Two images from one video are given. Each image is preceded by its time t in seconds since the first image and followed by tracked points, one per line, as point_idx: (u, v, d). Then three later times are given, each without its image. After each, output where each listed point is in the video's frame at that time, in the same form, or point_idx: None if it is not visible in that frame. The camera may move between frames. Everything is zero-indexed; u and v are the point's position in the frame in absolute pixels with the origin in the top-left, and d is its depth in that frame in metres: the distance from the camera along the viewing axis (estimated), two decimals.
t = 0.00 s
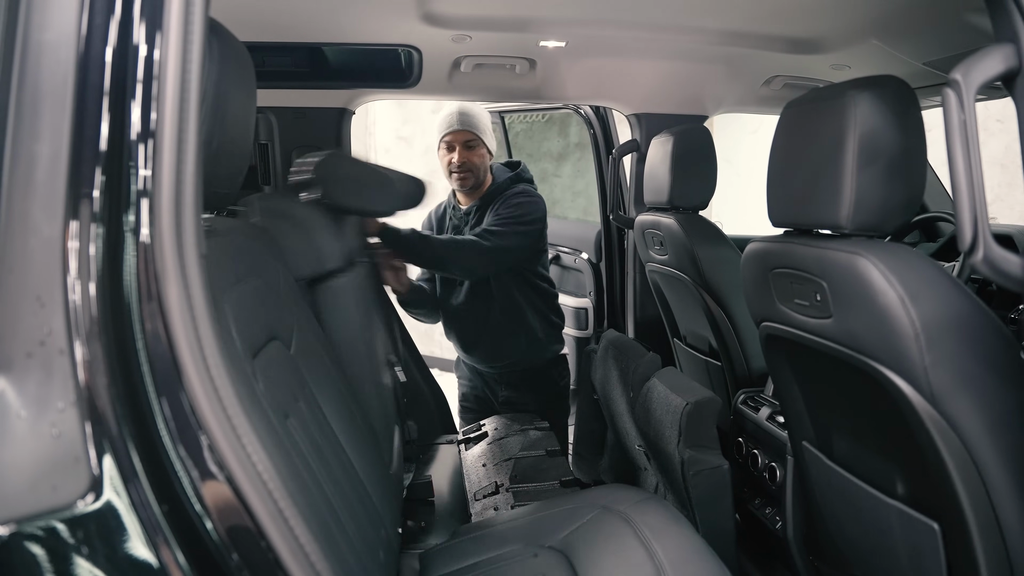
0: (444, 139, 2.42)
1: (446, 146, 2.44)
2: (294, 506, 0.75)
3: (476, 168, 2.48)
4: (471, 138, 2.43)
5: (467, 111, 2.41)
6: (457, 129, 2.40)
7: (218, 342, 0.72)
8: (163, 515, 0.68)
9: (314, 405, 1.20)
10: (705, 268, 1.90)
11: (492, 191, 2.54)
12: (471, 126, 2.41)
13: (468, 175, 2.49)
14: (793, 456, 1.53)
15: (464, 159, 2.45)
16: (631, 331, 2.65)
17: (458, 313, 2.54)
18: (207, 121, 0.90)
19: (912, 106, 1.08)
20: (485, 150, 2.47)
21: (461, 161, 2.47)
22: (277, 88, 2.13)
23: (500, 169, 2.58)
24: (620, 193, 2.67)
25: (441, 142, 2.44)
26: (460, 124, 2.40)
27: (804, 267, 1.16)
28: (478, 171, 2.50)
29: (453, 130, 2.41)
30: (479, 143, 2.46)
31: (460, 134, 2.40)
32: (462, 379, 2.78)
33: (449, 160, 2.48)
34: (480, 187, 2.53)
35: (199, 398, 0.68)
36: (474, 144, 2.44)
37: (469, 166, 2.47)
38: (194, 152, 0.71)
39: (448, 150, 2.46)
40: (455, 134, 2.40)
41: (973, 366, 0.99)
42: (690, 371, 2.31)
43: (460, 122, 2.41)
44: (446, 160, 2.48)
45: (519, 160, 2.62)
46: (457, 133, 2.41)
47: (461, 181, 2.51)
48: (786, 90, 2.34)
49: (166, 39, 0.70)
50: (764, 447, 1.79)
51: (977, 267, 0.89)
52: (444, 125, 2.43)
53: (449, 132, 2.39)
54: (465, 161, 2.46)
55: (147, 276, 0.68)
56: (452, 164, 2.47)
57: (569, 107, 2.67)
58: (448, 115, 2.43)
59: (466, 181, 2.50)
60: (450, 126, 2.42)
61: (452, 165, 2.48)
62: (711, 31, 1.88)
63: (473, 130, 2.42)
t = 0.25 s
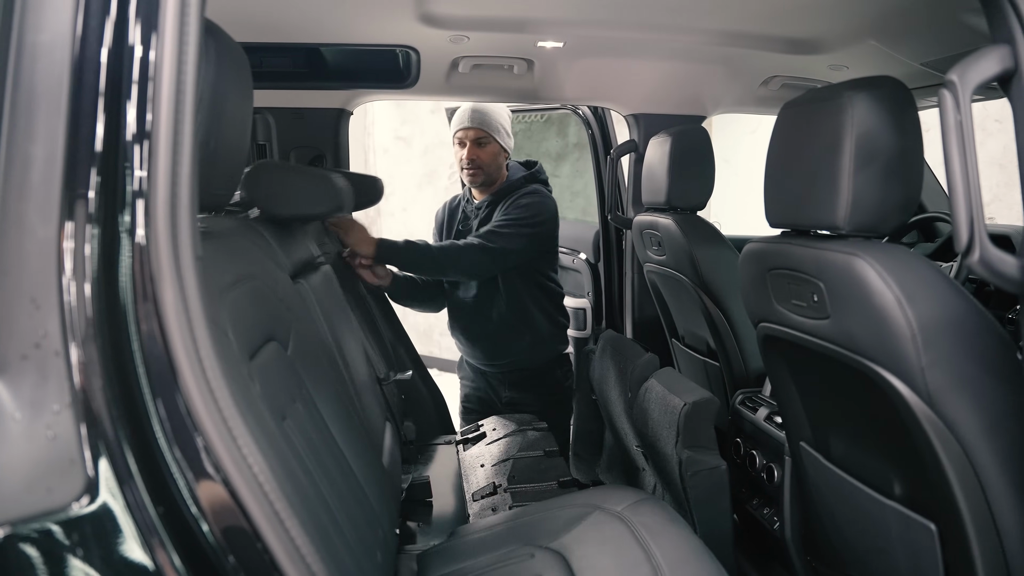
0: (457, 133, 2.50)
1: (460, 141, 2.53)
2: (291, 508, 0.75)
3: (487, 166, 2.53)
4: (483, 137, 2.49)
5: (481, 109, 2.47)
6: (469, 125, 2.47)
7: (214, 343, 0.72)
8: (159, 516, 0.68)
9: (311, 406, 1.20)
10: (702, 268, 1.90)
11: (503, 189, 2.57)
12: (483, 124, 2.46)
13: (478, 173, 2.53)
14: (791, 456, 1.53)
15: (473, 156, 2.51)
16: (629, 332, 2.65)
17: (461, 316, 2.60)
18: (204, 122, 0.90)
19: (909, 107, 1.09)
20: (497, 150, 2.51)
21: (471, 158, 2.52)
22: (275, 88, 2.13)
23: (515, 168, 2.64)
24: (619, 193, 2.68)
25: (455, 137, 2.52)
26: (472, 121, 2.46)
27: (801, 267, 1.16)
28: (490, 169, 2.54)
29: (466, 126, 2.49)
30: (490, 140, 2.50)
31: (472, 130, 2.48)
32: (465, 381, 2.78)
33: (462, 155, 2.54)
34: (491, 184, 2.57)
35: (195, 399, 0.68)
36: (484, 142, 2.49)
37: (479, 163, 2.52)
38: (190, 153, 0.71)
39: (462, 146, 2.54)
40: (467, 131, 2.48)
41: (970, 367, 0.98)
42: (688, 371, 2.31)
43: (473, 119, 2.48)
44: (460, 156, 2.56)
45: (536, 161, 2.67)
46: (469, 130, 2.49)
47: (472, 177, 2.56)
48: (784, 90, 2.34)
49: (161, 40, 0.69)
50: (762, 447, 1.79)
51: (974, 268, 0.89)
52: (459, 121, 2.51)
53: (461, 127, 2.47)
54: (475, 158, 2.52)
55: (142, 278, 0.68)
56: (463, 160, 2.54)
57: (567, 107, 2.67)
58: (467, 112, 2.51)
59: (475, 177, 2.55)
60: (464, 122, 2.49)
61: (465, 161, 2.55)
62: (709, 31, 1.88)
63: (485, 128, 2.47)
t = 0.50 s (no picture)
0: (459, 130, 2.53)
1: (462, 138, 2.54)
2: (284, 508, 0.75)
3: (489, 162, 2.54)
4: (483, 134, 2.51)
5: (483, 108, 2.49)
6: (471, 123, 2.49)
7: (208, 344, 0.72)
8: (153, 517, 0.68)
9: (307, 406, 1.20)
10: (699, 268, 1.90)
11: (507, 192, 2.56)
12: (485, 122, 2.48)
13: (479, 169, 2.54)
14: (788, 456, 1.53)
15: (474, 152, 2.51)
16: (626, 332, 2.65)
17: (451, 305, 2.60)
18: (200, 121, 0.90)
19: (905, 107, 1.09)
20: (501, 148, 2.52)
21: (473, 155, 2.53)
22: (273, 88, 2.13)
23: (521, 169, 2.63)
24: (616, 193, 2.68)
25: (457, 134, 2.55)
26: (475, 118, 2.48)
27: (797, 267, 1.16)
28: (491, 166, 2.55)
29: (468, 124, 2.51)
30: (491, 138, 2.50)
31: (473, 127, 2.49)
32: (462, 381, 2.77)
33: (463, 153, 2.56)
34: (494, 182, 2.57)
35: (189, 400, 0.68)
36: (485, 140, 2.50)
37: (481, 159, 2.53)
38: (184, 153, 0.71)
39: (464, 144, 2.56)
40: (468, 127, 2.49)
41: (966, 367, 0.99)
42: (685, 371, 2.31)
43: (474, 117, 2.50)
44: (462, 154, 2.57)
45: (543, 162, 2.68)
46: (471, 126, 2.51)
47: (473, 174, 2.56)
48: (781, 90, 2.34)
49: (155, 40, 0.69)
50: (759, 447, 1.79)
51: (969, 268, 0.89)
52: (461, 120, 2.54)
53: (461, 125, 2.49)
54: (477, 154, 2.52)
55: (136, 279, 0.68)
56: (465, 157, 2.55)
57: (565, 107, 2.67)
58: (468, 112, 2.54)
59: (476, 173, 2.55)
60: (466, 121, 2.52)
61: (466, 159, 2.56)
62: (707, 31, 1.88)
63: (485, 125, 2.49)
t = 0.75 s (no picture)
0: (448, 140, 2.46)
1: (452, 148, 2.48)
2: (274, 509, 0.75)
3: (483, 169, 2.47)
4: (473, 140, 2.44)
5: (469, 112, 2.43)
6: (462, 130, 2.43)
7: (198, 344, 0.72)
8: (142, 517, 0.68)
9: (301, 406, 1.20)
10: (694, 268, 1.90)
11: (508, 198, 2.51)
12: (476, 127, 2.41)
13: (474, 178, 2.47)
14: (783, 456, 1.53)
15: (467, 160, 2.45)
16: (623, 332, 2.64)
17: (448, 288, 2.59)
18: (192, 121, 0.89)
19: (898, 106, 1.09)
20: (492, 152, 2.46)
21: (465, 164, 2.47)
22: (269, 88, 2.13)
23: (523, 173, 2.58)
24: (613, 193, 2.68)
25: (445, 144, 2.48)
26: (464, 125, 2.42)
27: (791, 267, 1.16)
28: (485, 173, 2.49)
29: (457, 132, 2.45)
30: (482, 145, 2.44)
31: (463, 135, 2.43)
32: (452, 382, 2.73)
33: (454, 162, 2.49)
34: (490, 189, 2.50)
35: (179, 401, 0.68)
36: (476, 147, 2.44)
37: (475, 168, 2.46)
38: (174, 152, 0.71)
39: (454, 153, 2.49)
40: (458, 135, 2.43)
41: (959, 367, 0.99)
42: (681, 371, 2.31)
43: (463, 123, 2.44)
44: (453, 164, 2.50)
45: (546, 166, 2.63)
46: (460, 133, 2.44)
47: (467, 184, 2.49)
48: (777, 90, 2.34)
49: (145, 40, 0.69)
50: (755, 447, 1.79)
51: (960, 267, 0.89)
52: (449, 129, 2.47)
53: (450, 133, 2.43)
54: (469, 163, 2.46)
55: (126, 279, 0.68)
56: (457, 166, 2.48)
57: (561, 107, 2.67)
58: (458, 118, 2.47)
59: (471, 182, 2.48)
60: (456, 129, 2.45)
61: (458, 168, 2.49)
62: (702, 31, 1.88)
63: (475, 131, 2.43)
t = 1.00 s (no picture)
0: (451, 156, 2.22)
1: (454, 165, 2.25)
2: (265, 508, 0.75)
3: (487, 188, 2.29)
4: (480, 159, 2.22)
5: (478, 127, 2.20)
6: (470, 148, 2.19)
7: (190, 345, 0.71)
8: (133, 516, 0.68)
9: (295, 405, 1.19)
10: (690, 267, 1.90)
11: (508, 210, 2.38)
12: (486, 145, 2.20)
13: (478, 198, 2.29)
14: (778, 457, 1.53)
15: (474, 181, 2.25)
16: (619, 332, 2.64)
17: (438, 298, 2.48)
18: (185, 120, 0.89)
19: (892, 106, 1.09)
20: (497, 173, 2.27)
21: (468, 183, 2.26)
22: (265, 88, 2.13)
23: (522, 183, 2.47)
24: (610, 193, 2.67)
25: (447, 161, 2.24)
26: (474, 144, 2.19)
27: (785, 267, 1.16)
28: (489, 191, 2.31)
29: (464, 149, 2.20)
30: (490, 164, 2.24)
31: (471, 155, 2.21)
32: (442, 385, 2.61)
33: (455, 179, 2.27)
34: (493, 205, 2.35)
35: (170, 401, 0.68)
36: (484, 167, 2.24)
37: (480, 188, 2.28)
38: (165, 152, 0.70)
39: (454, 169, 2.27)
40: (466, 155, 2.20)
41: (953, 367, 0.99)
42: (678, 371, 2.31)
43: (471, 140, 2.20)
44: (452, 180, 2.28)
45: (543, 174, 2.55)
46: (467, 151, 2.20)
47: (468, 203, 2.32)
48: (774, 90, 2.34)
49: (136, 39, 0.69)
50: (751, 447, 1.79)
51: (953, 268, 0.89)
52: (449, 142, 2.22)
53: (456, 151, 2.19)
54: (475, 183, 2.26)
55: (117, 279, 0.67)
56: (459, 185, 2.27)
57: (559, 107, 2.68)
58: (465, 127, 2.18)
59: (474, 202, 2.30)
60: (463, 143, 2.18)
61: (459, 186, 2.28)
62: (698, 31, 1.88)
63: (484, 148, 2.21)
